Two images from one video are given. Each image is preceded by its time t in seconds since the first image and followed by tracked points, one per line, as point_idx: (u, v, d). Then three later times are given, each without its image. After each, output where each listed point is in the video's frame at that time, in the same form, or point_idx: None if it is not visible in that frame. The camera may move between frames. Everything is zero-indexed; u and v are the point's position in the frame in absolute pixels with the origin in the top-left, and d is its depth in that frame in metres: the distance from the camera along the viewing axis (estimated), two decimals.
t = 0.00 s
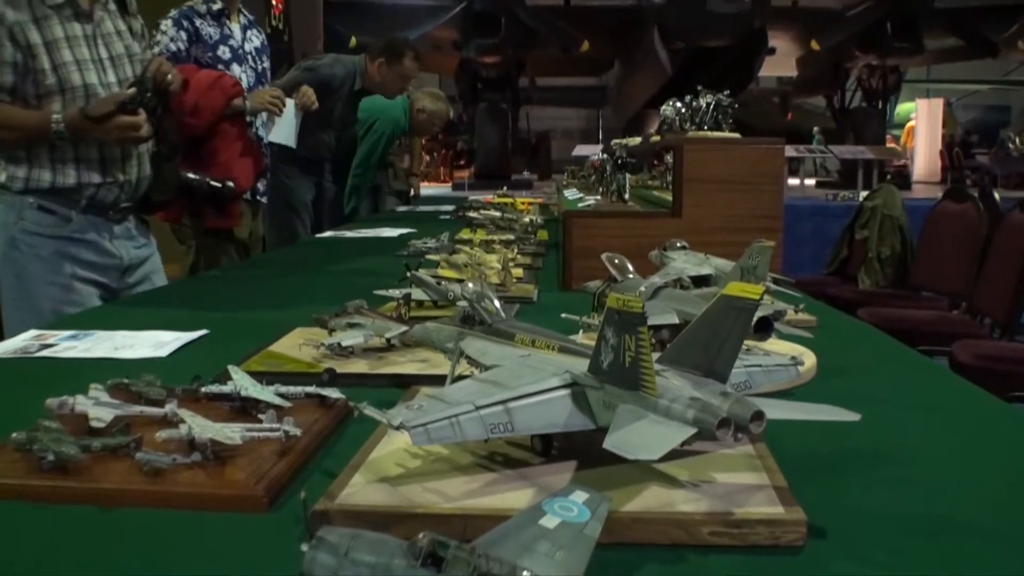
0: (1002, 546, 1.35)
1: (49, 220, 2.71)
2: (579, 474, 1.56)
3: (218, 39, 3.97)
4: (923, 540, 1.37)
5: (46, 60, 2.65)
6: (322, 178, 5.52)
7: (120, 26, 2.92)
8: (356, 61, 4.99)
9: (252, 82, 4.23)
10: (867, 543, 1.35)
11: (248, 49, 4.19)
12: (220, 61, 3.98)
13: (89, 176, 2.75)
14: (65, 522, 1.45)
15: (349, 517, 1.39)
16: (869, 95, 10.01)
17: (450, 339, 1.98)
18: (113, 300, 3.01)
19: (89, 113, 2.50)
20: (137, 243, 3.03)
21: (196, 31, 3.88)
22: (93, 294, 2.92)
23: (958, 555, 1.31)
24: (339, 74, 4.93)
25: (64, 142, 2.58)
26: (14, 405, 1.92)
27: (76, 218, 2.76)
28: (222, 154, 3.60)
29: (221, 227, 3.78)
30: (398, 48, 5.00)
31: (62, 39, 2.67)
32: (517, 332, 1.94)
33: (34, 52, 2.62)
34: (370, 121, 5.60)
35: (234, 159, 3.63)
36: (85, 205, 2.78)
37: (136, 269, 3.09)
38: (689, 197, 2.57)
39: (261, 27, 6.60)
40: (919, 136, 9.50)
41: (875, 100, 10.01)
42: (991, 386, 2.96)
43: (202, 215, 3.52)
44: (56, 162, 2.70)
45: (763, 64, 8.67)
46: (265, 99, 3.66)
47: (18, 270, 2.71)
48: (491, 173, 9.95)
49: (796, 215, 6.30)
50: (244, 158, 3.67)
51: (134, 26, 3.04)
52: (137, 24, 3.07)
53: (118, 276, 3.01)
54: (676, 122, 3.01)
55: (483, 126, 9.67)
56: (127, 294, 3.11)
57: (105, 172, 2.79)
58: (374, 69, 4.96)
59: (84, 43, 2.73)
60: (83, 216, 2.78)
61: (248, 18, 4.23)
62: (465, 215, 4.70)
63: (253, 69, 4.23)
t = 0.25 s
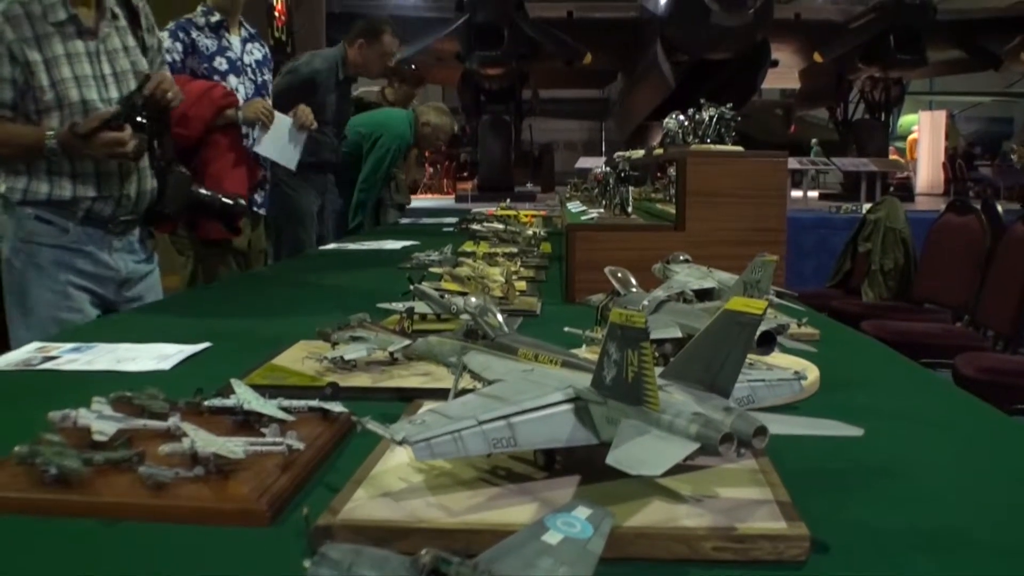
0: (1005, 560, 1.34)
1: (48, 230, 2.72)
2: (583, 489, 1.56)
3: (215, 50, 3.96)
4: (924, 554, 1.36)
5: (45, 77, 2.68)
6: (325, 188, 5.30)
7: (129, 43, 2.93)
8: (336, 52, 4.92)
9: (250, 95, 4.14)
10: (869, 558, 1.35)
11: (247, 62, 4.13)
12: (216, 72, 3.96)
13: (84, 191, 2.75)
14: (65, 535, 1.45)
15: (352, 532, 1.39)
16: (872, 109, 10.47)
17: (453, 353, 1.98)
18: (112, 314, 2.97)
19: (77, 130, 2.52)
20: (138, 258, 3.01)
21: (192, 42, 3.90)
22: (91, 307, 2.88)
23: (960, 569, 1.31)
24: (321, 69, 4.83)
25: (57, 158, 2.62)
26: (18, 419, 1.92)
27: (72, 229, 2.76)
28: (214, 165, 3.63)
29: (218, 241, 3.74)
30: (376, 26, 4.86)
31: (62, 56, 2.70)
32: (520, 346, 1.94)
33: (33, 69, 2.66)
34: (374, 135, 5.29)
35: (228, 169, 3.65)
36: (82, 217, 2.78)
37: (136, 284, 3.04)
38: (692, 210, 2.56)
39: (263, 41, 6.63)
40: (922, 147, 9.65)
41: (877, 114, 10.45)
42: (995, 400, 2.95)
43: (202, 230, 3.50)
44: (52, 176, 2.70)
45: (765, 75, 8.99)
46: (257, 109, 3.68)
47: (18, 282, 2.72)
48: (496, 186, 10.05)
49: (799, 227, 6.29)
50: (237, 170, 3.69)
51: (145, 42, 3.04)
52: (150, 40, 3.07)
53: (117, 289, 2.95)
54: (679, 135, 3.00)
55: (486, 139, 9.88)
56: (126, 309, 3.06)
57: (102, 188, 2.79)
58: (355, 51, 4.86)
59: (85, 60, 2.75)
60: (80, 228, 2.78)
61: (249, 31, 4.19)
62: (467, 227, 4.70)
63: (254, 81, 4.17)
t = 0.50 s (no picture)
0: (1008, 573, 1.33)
1: (37, 240, 2.72)
2: (585, 503, 1.55)
3: (212, 61, 3.97)
4: (926, 567, 1.35)
5: (43, 90, 2.72)
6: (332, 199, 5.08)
7: (135, 60, 2.92)
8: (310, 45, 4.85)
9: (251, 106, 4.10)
10: (871, 571, 1.34)
11: (247, 72, 4.10)
12: (212, 82, 3.96)
13: (74, 205, 2.76)
14: (64, 547, 1.45)
15: (354, 546, 1.38)
16: (876, 119, 10.59)
17: (456, 366, 1.98)
18: (108, 327, 2.92)
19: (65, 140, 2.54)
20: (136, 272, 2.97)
21: (188, 53, 3.93)
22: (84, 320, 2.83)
23: None
24: (300, 65, 4.75)
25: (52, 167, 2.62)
26: (20, 431, 1.92)
27: (64, 240, 2.76)
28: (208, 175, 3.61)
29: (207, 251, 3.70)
30: (346, 7, 4.78)
31: (61, 72, 2.74)
32: (522, 359, 1.93)
33: (33, 82, 2.69)
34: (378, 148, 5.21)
35: (221, 180, 3.63)
36: (74, 229, 2.78)
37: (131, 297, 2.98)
38: (694, 222, 2.56)
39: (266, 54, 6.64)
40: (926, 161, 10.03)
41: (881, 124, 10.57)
42: (999, 413, 2.94)
43: (192, 240, 3.47)
44: (45, 189, 2.72)
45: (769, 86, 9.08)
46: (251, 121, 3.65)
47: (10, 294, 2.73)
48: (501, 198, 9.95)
49: (802, 239, 6.29)
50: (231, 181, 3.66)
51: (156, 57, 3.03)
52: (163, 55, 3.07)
53: (109, 301, 2.90)
54: (682, 147, 3.00)
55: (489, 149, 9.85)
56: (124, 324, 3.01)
57: (91, 200, 2.79)
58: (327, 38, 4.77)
59: (84, 76, 2.78)
60: (72, 240, 2.78)
61: (251, 41, 4.17)
62: (471, 238, 4.71)
63: (254, 92, 4.11)
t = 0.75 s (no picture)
0: None
1: (37, 249, 2.74)
2: (588, 515, 1.55)
3: (206, 71, 3.94)
4: None
5: (41, 102, 2.72)
6: (334, 207, 5.01)
7: (136, 70, 2.93)
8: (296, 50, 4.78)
9: (248, 114, 4.07)
10: None
11: (245, 80, 4.07)
12: (207, 93, 3.93)
13: (70, 215, 2.72)
14: (65, 560, 1.44)
15: (356, 558, 1.38)
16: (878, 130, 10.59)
17: (457, 379, 1.98)
18: (102, 339, 2.89)
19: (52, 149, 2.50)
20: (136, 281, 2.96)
21: (183, 64, 3.90)
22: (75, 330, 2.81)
23: None
24: (290, 71, 4.69)
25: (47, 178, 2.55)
26: (22, 442, 1.92)
27: (59, 250, 2.75)
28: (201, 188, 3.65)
29: (197, 261, 3.65)
30: (334, 10, 4.65)
31: (59, 84, 2.74)
32: (524, 371, 1.93)
33: (32, 95, 2.70)
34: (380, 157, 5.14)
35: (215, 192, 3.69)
36: (69, 240, 2.75)
37: (127, 307, 2.96)
38: (698, 234, 2.55)
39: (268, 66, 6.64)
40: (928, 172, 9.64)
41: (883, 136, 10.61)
42: (1003, 426, 2.92)
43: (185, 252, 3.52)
44: (41, 198, 2.70)
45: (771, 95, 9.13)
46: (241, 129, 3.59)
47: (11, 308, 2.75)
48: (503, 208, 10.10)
49: (805, 250, 6.28)
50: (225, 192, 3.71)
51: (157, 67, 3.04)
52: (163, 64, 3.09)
53: (104, 311, 2.88)
54: (685, 158, 2.99)
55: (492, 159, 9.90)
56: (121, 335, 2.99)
57: (88, 210, 2.75)
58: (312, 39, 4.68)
59: (83, 87, 2.78)
60: (67, 251, 2.76)
61: (250, 49, 4.14)
62: (473, 248, 4.70)
63: (251, 101, 4.09)
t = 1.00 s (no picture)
0: None
1: (27, 263, 2.69)
2: (590, 529, 1.54)
3: (198, 83, 3.89)
4: None
5: (32, 116, 2.71)
6: (337, 218, 5.01)
7: (130, 81, 2.91)
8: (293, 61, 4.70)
9: (243, 124, 4.00)
10: None
11: (240, 90, 4.00)
12: (199, 104, 3.89)
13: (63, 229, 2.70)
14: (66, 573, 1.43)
15: (359, 572, 1.37)
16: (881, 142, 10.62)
17: (460, 392, 1.97)
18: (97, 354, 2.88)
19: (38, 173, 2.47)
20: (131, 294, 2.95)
21: (176, 75, 3.87)
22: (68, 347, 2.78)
23: None
24: (289, 83, 4.61)
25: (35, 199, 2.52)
26: (24, 454, 1.91)
27: (51, 263, 2.71)
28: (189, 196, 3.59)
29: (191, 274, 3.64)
30: (334, 21, 4.57)
31: (51, 97, 2.73)
32: (527, 385, 1.93)
33: (23, 108, 2.70)
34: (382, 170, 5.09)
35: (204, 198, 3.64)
36: (62, 252, 2.72)
37: (122, 320, 2.95)
38: (700, 246, 2.55)
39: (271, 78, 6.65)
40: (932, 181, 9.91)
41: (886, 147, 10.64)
42: (1006, 440, 2.92)
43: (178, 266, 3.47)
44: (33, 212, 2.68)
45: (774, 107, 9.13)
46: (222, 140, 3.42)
47: None
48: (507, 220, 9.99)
49: (807, 261, 6.28)
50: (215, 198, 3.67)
51: (153, 76, 3.03)
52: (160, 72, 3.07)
53: (98, 326, 2.87)
54: (687, 170, 2.99)
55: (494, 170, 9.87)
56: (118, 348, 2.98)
57: (79, 223, 2.74)
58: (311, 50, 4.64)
59: (75, 99, 2.77)
60: (60, 264, 2.72)
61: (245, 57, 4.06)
62: (476, 259, 4.70)
63: (246, 111, 4.01)
